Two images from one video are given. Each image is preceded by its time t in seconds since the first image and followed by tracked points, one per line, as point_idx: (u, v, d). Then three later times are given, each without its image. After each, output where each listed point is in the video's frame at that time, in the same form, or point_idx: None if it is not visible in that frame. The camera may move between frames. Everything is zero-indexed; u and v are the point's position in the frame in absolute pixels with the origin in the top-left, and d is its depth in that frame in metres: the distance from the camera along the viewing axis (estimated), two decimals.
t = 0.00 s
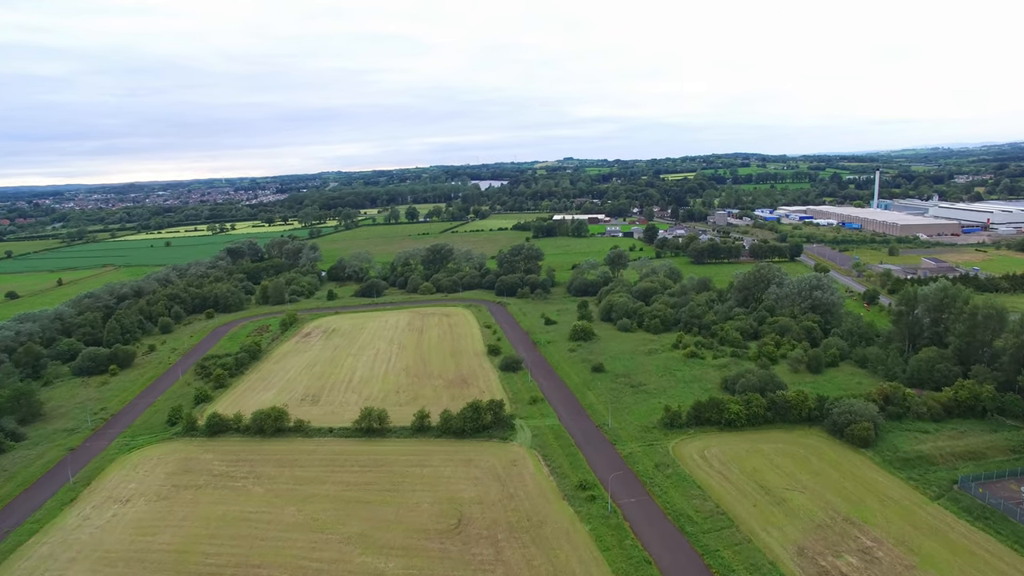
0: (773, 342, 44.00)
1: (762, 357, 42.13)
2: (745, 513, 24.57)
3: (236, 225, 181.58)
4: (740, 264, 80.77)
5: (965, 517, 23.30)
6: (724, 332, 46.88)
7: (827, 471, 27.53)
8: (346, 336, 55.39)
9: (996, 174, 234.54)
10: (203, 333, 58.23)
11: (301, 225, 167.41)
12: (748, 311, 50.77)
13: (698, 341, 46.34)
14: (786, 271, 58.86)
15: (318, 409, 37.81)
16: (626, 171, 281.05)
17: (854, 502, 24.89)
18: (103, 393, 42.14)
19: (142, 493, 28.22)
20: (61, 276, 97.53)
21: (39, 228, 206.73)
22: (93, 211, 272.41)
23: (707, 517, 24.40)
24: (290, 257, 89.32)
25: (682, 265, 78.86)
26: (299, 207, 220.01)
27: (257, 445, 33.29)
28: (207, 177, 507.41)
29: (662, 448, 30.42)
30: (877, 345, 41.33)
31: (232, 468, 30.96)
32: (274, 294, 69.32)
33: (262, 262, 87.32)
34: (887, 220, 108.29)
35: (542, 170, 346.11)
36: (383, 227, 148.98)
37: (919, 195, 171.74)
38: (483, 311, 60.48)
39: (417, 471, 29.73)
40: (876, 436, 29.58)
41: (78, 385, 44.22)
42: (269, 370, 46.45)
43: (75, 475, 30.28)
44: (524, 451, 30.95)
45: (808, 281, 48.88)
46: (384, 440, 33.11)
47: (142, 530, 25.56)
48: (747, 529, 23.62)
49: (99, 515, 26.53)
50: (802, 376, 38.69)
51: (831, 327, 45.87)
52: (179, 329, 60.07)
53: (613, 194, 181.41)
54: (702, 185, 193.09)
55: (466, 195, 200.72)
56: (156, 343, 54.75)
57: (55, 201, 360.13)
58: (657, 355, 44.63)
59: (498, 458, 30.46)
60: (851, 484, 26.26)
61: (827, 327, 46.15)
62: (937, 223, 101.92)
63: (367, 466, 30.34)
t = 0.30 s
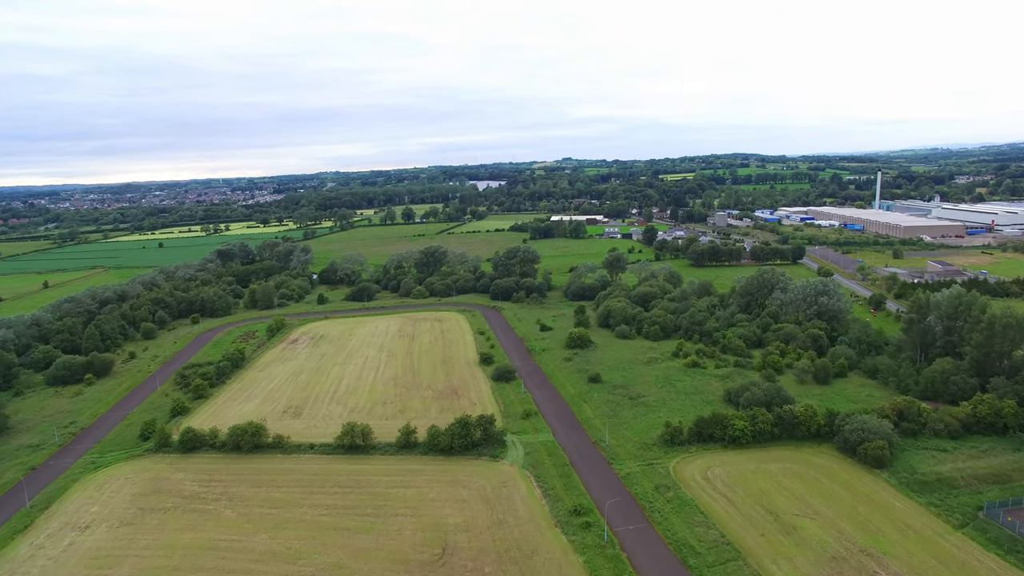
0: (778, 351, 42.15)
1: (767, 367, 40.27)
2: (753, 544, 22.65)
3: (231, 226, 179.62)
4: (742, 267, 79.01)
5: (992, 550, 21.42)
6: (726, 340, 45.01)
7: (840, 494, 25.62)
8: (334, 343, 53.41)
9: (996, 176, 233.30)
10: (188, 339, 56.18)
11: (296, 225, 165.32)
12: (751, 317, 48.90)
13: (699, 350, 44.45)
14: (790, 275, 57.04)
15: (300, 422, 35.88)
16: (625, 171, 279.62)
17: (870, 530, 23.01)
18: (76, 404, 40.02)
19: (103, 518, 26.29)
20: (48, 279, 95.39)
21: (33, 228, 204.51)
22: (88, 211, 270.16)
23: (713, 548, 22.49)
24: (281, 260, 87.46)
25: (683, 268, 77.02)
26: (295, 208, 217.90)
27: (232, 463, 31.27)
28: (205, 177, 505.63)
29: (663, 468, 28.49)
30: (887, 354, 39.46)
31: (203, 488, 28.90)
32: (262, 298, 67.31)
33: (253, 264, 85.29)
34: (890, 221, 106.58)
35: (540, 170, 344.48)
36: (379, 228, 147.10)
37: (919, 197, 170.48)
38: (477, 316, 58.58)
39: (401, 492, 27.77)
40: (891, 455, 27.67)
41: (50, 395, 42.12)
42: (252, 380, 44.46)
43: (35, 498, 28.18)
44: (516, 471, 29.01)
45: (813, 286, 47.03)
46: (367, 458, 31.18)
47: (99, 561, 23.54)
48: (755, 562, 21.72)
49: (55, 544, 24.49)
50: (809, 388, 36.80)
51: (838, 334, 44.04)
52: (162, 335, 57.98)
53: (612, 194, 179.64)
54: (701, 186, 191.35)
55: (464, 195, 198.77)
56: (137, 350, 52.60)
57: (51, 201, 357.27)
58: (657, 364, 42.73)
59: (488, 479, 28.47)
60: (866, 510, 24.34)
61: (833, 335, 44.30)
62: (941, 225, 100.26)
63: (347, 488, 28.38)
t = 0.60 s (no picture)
0: (784, 361, 40.29)
1: (772, 378, 38.40)
2: None
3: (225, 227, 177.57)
4: (743, 269, 77.17)
5: None
6: (729, 349, 43.13)
7: (855, 521, 23.74)
8: (322, 349, 51.44)
9: (998, 176, 231.91)
10: (171, 345, 54.20)
11: (291, 226, 163.34)
12: (754, 324, 47.01)
13: (700, 358, 42.56)
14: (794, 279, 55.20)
15: (281, 438, 33.97)
16: (624, 171, 278.00)
17: (890, 564, 21.14)
18: (46, 416, 37.93)
19: (60, 546, 24.30)
20: (34, 281, 93.36)
21: (25, 228, 202.16)
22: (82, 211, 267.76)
23: None
24: (273, 262, 85.55)
25: (683, 271, 75.24)
26: (291, 208, 215.97)
27: (205, 481, 29.31)
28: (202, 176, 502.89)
29: (664, 491, 26.56)
30: (899, 364, 37.57)
31: (171, 510, 26.91)
32: (250, 301, 65.33)
33: (243, 267, 83.34)
34: (894, 222, 104.80)
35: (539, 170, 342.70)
36: (374, 229, 145.20)
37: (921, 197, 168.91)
38: (471, 322, 56.64)
39: (383, 517, 25.84)
40: (909, 477, 25.77)
41: (21, 406, 40.03)
42: (233, 390, 42.45)
43: None
44: (507, 493, 27.11)
45: (819, 291, 45.18)
46: (349, 477, 29.25)
47: None
48: None
49: None
50: (817, 401, 34.92)
51: (846, 343, 42.16)
52: (145, 341, 55.90)
53: (611, 195, 177.86)
54: (701, 186, 189.60)
55: (461, 195, 196.83)
56: (117, 357, 50.51)
57: (46, 201, 354.48)
58: (657, 374, 40.83)
59: (477, 502, 26.55)
60: (884, 540, 22.45)
61: (841, 343, 42.41)
62: (945, 226, 98.48)
63: (325, 512, 26.43)
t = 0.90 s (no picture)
0: (791, 371, 38.39)
1: (779, 390, 36.49)
2: None
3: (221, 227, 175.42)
4: (746, 272, 75.27)
5: None
6: (733, 358, 41.23)
7: (874, 553, 21.79)
8: (309, 357, 49.49)
9: (1000, 176, 230.34)
10: (154, 352, 52.19)
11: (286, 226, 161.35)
12: (759, 331, 45.10)
13: (703, 368, 40.64)
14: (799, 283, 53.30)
15: (259, 454, 32.10)
16: (625, 171, 276.29)
17: None
18: (14, 429, 35.88)
19: None
20: (20, 283, 91.27)
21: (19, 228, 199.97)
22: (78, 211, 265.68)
23: None
24: (264, 264, 83.62)
25: (684, 274, 73.38)
26: (288, 208, 213.62)
27: (175, 503, 27.32)
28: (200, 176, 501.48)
29: (666, 517, 24.60)
30: (913, 375, 35.64)
31: (134, 537, 24.90)
32: (238, 306, 63.35)
33: (233, 269, 81.38)
34: (898, 224, 102.90)
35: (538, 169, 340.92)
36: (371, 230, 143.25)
37: (924, 198, 167.17)
38: (465, 327, 54.69)
39: (362, 546, 23.87)
40: (932, 503, 23.81)
41: None
42: (213, 401, 40.44)
43: None
44: (497, 518, 25.16)
45: (827, 297, 43.29)
46: (328, 499, 27.36)
47: None
48: None
49: None
50: (828, 414, 32.98)
51: (856, 352, 40.24)
52: (127, 347, 53.85)
53: (610, 194, 176.04)
54: (701, 186, 187.73)
55: (460, 195, 194.98)
56: (96, 364, 48.49)
57: (42, 201, 352.16)
58: (658, 385, 38.89)
59: (464, 529, 24.59)
60: None
61: (851, 352, 40.52)
62: (952, 228, 96.58)
63: (301, 540, 24.46)
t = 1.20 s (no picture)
0: (799, 382, 36.47)
1: (787, 403, 34.55)
2: None
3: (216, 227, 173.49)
4: (749, 275, 73.35)
5: None
6: (738, 368, 39.34)
7: None
8: (296, 366, 47.57)
9: (1002, 176, 228.46)
10: (136, 359, 50.16)
11: (282, 227, 159.37)
12: (765, 339, 43.17)
13: (707, 379, 38.72)
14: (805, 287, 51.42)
15: (237, 472, 30.21)
16: (625, 171, 274.38)
17: None
18: None
19: None
20: (7, 285, 89.27)
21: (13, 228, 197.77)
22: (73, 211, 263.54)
23: None
24: (255, 266, 81.73)
25: (685, 277, 71.52)
26: (285, 208, 211.60)
27: (140, 528, 25.34)
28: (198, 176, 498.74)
29: (669, 547, 22.65)
30: (929, 388, 33.70)
31: (92, 569, 22.87)
32: (226, 310, 61.22)
33: (223, 271, 79.39)
34: (904, 225, 101.00)
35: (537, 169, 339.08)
36: (367, 231, 141.36)
37: (927, 199, 165.39)
38: (458, 334, 52.78)
39: None
40: (959, 534, 21.82)
41: None
42: (192, 412, 38.45)
43: None
44: (486, 547, 23.24)
45: (835, 304, 41.41)
46: (306, 524, 25.44)
47: None
48: None
49: None
50: (840, 431, 31.03)
51: (866, 361, 38.32)
52: (108, 353, 51.80)
53: (609, 194, 174.21)
54: (702, 186, 185.85)
55: (458, 195, 193.06)
56: (74, 373, 46.47)
57: (38, 201, 349.67)
58: (659, 397, 36.96)
59: (450, 561, 22.62)
60: None
61: (861, 362, 38.58)
62: (958, 229, 94.69)
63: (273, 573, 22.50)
